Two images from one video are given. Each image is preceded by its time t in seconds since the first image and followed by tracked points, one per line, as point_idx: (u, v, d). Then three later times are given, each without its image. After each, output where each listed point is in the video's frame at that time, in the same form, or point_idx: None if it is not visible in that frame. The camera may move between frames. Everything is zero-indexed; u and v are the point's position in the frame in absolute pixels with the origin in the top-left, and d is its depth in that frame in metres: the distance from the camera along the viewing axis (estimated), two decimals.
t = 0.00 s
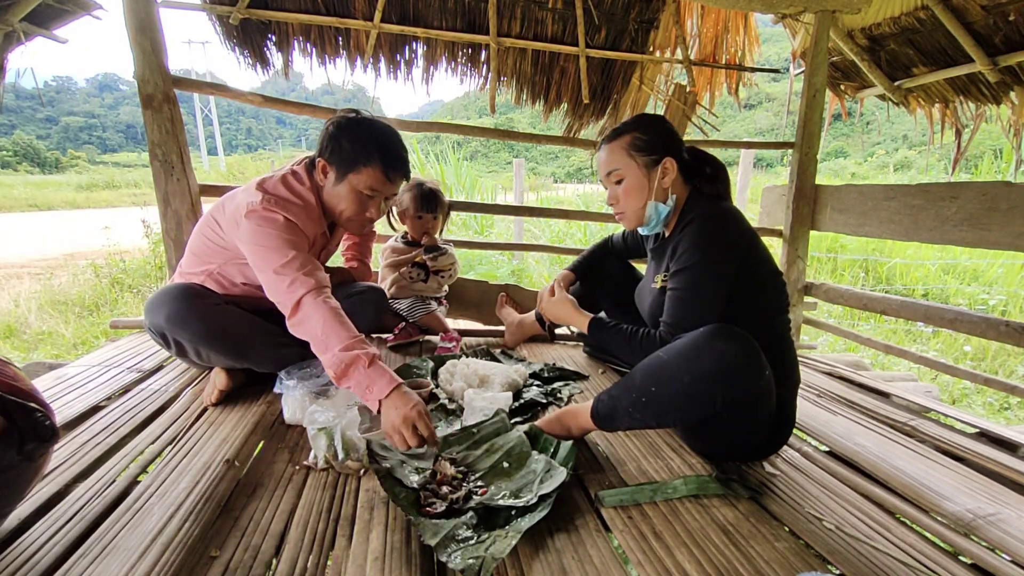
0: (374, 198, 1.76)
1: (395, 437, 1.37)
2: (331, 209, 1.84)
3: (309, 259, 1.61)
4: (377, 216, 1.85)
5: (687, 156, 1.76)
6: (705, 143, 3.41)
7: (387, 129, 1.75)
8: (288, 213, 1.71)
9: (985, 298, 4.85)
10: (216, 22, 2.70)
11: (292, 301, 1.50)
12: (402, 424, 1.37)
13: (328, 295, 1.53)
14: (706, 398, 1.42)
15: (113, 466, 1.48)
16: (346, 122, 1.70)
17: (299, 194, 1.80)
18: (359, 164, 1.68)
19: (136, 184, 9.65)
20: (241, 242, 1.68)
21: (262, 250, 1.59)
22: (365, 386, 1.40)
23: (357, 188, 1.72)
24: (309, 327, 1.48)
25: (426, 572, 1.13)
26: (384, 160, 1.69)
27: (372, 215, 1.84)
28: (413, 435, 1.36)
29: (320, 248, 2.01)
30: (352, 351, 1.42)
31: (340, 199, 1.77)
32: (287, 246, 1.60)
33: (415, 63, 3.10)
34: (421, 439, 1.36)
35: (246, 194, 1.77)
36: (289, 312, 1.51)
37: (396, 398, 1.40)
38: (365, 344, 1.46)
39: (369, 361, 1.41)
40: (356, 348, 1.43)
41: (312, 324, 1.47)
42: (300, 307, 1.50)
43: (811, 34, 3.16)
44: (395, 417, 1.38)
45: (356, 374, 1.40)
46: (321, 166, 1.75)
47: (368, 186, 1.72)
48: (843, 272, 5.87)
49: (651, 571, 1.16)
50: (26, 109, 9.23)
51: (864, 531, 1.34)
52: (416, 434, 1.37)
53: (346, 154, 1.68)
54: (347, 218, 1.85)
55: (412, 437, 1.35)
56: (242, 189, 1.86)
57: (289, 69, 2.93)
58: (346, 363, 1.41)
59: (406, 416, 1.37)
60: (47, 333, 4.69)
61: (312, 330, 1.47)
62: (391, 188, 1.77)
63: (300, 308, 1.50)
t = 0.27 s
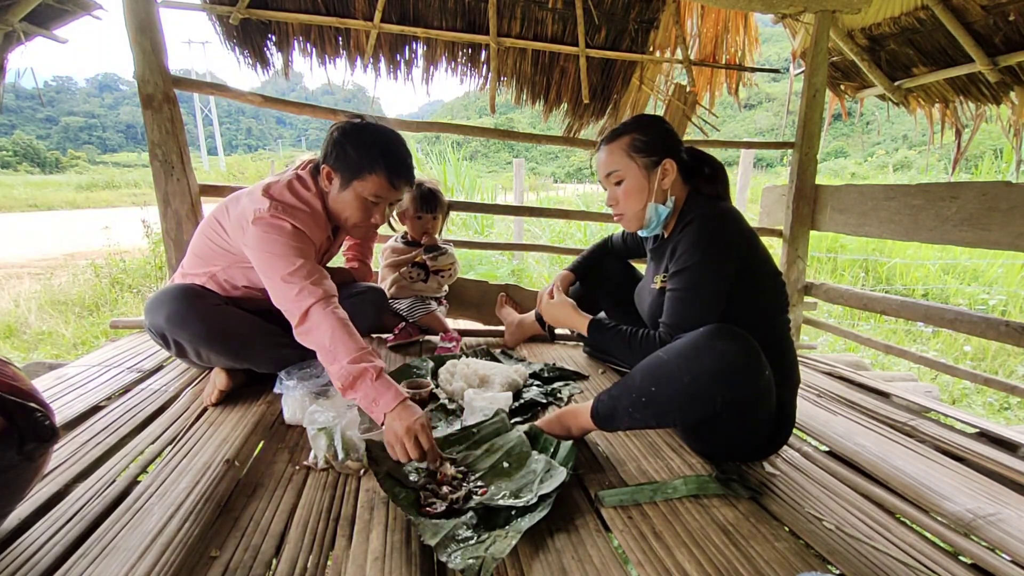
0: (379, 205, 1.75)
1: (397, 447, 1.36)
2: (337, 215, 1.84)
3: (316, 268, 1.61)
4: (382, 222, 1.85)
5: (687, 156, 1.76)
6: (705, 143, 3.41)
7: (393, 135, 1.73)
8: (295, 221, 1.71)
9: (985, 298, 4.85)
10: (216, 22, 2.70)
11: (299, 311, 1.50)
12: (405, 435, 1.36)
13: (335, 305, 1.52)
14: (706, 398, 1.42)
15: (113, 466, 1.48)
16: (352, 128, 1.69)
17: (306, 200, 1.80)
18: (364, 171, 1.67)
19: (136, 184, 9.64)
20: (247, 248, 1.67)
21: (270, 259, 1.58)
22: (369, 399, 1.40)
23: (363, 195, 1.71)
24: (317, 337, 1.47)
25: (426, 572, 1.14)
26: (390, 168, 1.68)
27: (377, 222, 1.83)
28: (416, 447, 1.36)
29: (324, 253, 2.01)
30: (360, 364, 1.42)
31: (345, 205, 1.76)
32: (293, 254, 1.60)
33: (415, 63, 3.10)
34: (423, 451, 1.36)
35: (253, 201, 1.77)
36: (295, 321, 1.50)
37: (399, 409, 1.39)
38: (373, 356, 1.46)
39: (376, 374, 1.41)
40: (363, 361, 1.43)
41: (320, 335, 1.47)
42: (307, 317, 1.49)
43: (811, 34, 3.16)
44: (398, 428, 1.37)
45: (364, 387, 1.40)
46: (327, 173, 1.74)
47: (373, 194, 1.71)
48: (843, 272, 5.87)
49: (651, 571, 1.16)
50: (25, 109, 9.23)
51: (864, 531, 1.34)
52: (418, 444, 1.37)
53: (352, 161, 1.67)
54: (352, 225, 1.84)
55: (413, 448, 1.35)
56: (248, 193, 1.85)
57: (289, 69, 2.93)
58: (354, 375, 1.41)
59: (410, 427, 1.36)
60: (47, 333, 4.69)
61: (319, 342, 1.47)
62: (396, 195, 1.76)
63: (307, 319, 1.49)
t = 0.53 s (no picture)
0: (381, 209, 1.76)
1: (402, 447, 1.36)
2: (337, 218, 1.84)
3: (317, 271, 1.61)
4: (383, 225, 1.85)
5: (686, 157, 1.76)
6: (705, 143, 3.41)
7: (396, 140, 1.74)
8: (296, 223, 1.71)
9: (985, 298, 4.85)
10: (216, 22, 2.70)
11: (299, 313, 1.50)
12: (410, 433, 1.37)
13: (335, 309, 1.52)
14: (706, 398, 1.42)
15: (113, 466, 1.48)
16: (354, 131, 1.70)
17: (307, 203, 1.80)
18: (365, 175, 1.67)
19: (136, 184, 9.64)
20: (247, 250, 1.67)
21: (270, 261, 1.58)
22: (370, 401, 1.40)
23: (364, 199, 1.71)
24: (317, 340, 1.47)
25: (426, 572, 1.13)
26: (392, 172, 1.68)
27: (377, 225, 1.84)
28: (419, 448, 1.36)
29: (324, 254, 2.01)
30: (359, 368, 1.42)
31: (346, 208, 1.76)
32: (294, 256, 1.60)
33: (415, 63, 3.10)
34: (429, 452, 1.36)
35: (254, 203, 1.77)
36: (295, 322, 1.50)
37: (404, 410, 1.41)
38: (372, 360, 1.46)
39: (377, 377, 1.42)
40: (365, 363, 1.44)
41: (320, 338, 1.47)
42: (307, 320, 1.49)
43: (811, 34, 3.16)
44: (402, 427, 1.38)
45: (364, 390, 1.41)
46: (329, 176, 1.74)
47: (375, 198, 1.71)
48: (843, 272, 5.87)
49: (651, 571, 1.16)
50: (26, 109, 9.23)
51: (864, 531, 1.34)
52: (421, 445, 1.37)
53: (354, 165, 1.67)
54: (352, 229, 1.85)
55: (417, 447, 1.35)
56: (250, 194, 1.85)
57: (289, 69, 2.93)
58: (355, 378, 1.41)
59: (416, 426, 1.38)
60: (47, 333, 4.69)
61: (319, 345, 1.47)
62: (397, 199, 1.77)
63: (307, 321, 1.49)
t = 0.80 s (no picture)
0: (380, 205, 1.75)
1: (397, 448, 1.37)
2: (337, 216, 1.83)
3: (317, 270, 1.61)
4: (383, 222, 1.84)
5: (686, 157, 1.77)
6: (705, 143, 3.41)
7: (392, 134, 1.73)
8: (295, 223, 1.70)
9: (985, 298, 4.85)
10: (216, 22, 2.70)
11: (297, 312, 1.49)
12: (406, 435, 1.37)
13: (334, 308, 1.52)
14: (707, 398, 1.42)
15: (113, 466, 1.48)
16: (351, 127, 1.68)
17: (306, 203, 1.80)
18: (364, 171, 1.66)
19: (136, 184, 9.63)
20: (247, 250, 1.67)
21: (272, 263, 1.58)
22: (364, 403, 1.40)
23: (362, 195, 1.70)
24: (315, 339, 1.47)
25: (426, 572, 1.13)
26: (389, 167, 1.67)
27: (377, 221, 1.82)
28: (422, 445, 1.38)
29: (324, 253, 2.01)
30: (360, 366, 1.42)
31: (345, 205, 1.75)
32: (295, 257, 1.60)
33: (415, 63, 3.10)
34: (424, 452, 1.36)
35: (253, 202, 1.77)
36: (294, 322, 1.50)
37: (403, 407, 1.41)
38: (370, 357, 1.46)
39: (375, 375, 1.41)
40: (363, 361, 1.43)
41: (318, 337, 1.47)
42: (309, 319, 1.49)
43: (811, 34, 3.16)
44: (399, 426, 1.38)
45: (362, 388, 1.41)
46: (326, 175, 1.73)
47: (374, 194, 1.70)
48: (843, 272, 5.87)
49: (651, 571, 1.16)
50: (26, 109, 9.23)
51: (864, 531, 1.34)
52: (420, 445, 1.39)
53: (352, 162, 1.66)
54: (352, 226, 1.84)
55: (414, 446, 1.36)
56: (248, 194, 1.84)
57: (289, 69, 2.93)
58: (352, 376, 1.41)
59: (409, 427, 1.37)
60: (47, 333, 4.70)
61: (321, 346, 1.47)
62: (396, 194, 1.75)
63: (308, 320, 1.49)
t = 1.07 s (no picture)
0: (375, 194, 1.77)
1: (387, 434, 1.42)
2: (330, 205, 1.85)
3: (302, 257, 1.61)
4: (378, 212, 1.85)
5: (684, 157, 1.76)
6: (705, 143, 3.41)
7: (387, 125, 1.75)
8: (282, 211, 1.71)
9: (985, 298, 4.85)
10: (216, 22, 2.70)
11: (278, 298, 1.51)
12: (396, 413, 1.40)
13: (315, 294, 1.53)
14: (707, 398, 1.42)
15: (113, 465, 1.48)
16: (346, 117, 1.70)
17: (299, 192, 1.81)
18: (358, 160, 1.68)
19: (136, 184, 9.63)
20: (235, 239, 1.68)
21: (255, 249, 1.59)
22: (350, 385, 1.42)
23: (357, 183, 1.72)
24: (297, 325, 1.49)
25: (426, 572, 1.13)
26: (384, 156, 1.69)
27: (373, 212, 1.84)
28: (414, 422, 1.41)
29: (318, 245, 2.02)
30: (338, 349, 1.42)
31: (339, 194, 1.76)
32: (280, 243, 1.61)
33: (415, 63, 3.10)
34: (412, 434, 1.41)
35: (243, 191, 1.78)
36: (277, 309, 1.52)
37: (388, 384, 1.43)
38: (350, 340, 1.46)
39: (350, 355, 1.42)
40: (340, 343, 1.44)
41: (298, 322, 1.48)
42: (290, 303, 1.50)
43: (811, 34, 3.16)
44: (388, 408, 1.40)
45: (339, 370, 1.41)
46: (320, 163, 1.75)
47: (368, 182, 1.72)
48: (843, 272, 5.87)
49: (651, 571, 1.16)
50: (26, 109, 9.23)
51: (864, 531, 1.34)
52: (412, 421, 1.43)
53: (347, 151, 1.68)
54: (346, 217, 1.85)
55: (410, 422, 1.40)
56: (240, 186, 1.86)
57: (289, 69, 2.93)
58: (327, 360, 1.42)
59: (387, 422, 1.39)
60: (47, 333, 4.70)
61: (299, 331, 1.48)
62: (391, 183, 1.77)
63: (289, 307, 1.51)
